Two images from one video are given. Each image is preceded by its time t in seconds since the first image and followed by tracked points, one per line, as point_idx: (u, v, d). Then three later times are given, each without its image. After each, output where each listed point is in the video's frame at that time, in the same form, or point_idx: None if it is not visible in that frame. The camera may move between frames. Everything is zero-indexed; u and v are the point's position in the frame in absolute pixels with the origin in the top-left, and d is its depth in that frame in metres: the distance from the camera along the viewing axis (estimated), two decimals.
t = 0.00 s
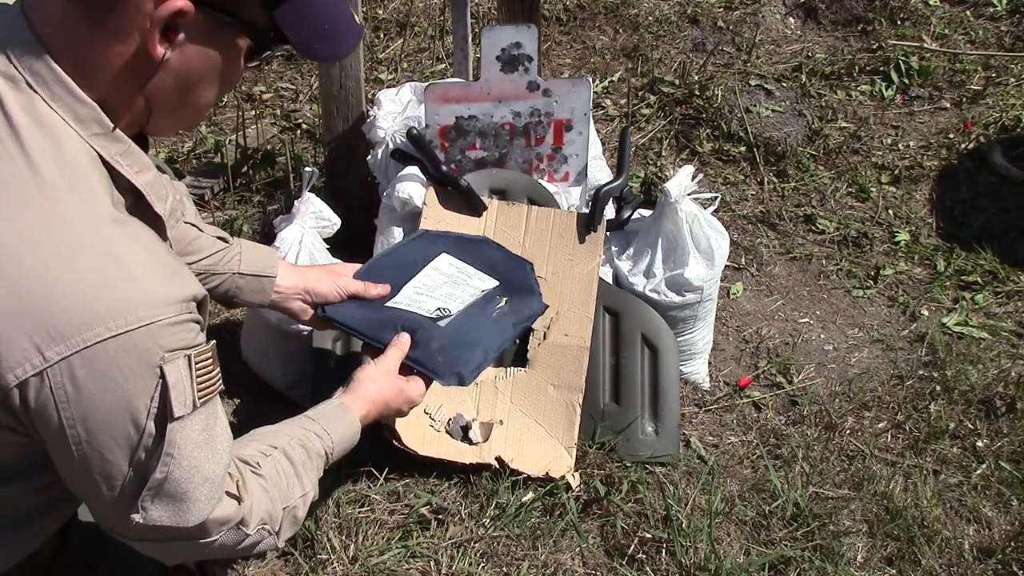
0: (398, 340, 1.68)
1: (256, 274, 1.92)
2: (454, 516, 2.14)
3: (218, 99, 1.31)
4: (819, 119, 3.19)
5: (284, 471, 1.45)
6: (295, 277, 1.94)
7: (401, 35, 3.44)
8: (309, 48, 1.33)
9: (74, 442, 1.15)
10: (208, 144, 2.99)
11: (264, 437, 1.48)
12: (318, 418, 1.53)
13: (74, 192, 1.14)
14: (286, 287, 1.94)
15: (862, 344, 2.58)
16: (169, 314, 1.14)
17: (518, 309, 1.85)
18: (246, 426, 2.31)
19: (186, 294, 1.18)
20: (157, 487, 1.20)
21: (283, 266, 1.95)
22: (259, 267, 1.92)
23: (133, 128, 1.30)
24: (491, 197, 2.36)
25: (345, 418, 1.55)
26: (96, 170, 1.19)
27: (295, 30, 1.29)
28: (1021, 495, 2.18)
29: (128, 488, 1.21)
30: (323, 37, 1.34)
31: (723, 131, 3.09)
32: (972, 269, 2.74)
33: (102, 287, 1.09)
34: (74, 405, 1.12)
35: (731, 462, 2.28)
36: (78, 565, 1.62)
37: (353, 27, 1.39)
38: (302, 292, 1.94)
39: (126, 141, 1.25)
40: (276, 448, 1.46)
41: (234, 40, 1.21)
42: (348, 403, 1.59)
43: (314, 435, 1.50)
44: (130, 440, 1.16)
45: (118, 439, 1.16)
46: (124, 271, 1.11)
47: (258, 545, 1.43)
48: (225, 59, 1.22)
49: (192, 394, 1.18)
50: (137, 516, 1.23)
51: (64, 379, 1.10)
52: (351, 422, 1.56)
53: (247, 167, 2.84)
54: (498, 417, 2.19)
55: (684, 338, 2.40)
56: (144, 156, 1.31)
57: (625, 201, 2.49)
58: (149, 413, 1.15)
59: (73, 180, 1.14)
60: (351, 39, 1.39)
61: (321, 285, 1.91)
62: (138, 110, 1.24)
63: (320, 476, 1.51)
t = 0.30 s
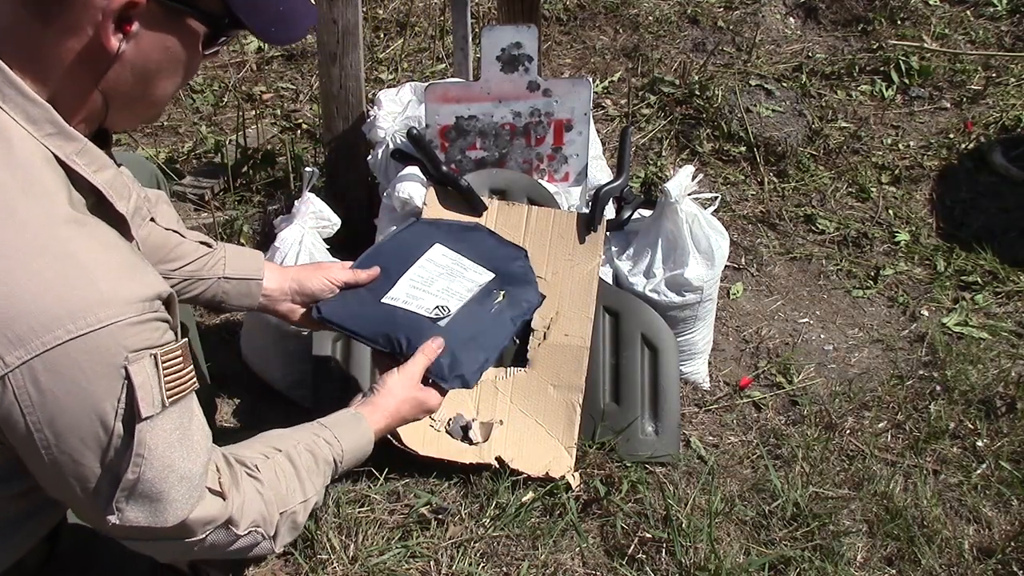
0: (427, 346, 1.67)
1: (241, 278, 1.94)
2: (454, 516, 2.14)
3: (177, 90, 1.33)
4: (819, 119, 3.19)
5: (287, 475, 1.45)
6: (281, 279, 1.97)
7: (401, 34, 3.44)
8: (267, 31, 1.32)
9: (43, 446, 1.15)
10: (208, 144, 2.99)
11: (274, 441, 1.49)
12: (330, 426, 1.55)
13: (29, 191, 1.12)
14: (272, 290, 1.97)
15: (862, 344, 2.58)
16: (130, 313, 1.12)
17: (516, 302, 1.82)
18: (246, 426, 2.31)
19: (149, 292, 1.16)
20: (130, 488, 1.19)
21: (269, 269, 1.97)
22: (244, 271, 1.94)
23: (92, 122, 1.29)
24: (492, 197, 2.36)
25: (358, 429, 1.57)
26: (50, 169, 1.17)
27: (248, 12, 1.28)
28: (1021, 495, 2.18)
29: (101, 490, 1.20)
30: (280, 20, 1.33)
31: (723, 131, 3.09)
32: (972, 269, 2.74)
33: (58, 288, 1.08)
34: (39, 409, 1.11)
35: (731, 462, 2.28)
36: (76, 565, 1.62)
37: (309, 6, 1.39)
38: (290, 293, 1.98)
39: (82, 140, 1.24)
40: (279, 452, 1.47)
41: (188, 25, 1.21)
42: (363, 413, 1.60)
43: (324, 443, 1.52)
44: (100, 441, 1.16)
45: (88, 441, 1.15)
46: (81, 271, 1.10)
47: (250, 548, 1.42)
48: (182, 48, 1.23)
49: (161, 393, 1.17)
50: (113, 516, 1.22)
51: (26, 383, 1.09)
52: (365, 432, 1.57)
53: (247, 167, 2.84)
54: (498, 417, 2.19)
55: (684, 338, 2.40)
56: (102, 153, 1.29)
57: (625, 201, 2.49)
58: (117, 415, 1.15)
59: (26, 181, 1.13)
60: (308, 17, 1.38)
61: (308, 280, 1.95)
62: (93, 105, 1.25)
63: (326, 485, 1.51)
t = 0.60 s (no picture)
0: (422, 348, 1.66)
1: (231, 270, 1.94)
2: (454, 516, 2.14)
3: (174, 92, 1.32)
4: (819, 119, 3.19)
5: (285, 480, 1.45)
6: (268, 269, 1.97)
7: (401, 34, 3.44)
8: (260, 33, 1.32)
9: (40, 447, 1.14)
10: (208, 143, 2.99)
11: (275, 447, 1.49)
12: (330, 430, 1.54)
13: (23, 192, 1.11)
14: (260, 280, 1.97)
15: (862, 344, 2.58)
16: (127, 313, 1.12)
17: (510, 286, 1.80)
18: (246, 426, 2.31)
19: (147, 293, 1.16)
20: (128, 490, 1.18)
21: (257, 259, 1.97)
22: (234, 263, 1.95)
23: (87, 123, 1.29)
24: (492, 198, 2.36)
25: (358, 434, 1.56)
26: (46, 173, 1.16)
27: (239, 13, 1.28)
28: (1021, 495, 2.18)
29: (99, 492, 1.20)
30: (276, 22, 1.33)
31: (723, 131, 3.09)
32: (972, 269, 2.74)
33: (54, 290, 1.08)
34: (35, 410, 1.10)
35: (731, 462, 2.28)
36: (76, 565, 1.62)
37: (307, 9, 1.38)
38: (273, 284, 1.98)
39: (77, 142, 1.23)
40: (277, 458, 1.47)
41: (174, 25, 1.20)
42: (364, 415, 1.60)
43: (324, 447, 1.51)
44: (97, 443, 1.15)
45: (85, 444, 1.15)
46: (77, 273, 1.09)
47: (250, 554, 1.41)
48: (172, 49, 1.21)
49: (157, 394, 1.16)
50: (110, 520, 1.21)
51: (23, 384, 1.08)
52: (365, 434, 1.57)
53: (247, 167, 2.85)
54: (498, 417, 2.19)
55: (684, 338, 2.40)
56: (97, 154, 1.29)
57: (625, 201, 2.48)
58: (114, 417, 1.14)
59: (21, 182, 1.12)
60: (305, 20, 1.37)
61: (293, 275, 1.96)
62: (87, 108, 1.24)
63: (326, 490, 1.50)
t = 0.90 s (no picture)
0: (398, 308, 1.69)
1: (240, 258, 1.93)
2: (454, 516, 2.14)
3: (194, 101, 1.31)
4: (819, 119, 3.19)
5: (278, 457, 1.41)
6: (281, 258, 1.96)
7: (401, 34, 3.43)
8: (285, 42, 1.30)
9: (61, 445, 1.15)
10: (208, 143, 2.99)
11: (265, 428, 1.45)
12: (312, 404, 1.48)
13: (45, 194, 1.14)
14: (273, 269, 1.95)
15: (862, 344, 2.58)
16: (146, 313, 1.13)
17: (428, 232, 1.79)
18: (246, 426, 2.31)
19: (166, 296, 1.18)
20: (148, 489, 1.19)
21: (270, 248, 1.96)
22: (241, 251, 1.93)
23: (110, 131, 1.30)
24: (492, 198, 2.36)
25: (341, 402, 1.50)
26: (67, 174, 1.19)
27: (266, 24, 1.26)
28: (1021, 495, 2.18)
29: (119, 491, 1.20)
30: (300, 31, 1.31)
31: (723, 131, 3.09)
32: (972, 269, 2.74)
33: (74, 288, 1.09)
34: (57, 408, 1.11)
35: (732, 462, 2.28)
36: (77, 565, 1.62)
37: (334, 19, 1.36)
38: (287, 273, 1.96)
39: (99, 144, 1.25)
40: (267, 436, 1.43)
41: (201, 36, 1.19)
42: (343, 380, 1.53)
43: (310, 420, 1.46)
44: (116, 443, 1.16)
45: (105, 443, 1.15)
46: (96, 272, 1.11)
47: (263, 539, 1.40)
48: (196, 57, 1.21)
49: (176, 395, 1.17)
50: (129, 519, 1.22)
51: (43, 382, 1.10)
52: (349, 402, 1.51)
53: (247, 167, 2.85)
54: (498, 417, 2.18)
55: (684, 338, 2.40)
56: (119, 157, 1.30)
57: (625, 201, 2.48)
58: (133, 417, 1.14)
59: (44, 183, 1.15)
60: (331, 31, 1.36)
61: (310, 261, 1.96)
62: (111, 116, 1.25)
63: (325, 461, 1.46)
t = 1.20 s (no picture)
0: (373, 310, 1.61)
1: (247, 263, 1.93)
2: (454, 516, 2.14)
3: (224, 103, 1.29)
4: (820, 119, 3.19)
5: (281, 463, 1.40)
6: (285, 264, 1.97)
7: (401, 34, 3.44)
8: (319, 47, 1.32)
9: (90, 445, 1.14)
10: (208, 143, 2.98)
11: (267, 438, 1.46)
12: (306, 412, 1.46)
13: (74, 196, 1.14)
14: (280, 273, 1.97)
15: (862, 344, 2.58)
16: (174, 313, 1.14)
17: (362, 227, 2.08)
18: (246, 426, 2.31)
19: (193, 297, 1.18)
20: (178, 492, 1.19)
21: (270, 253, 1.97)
22: (247, 257, 1.93)
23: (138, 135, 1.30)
24: (491, 197, 2.36)
25: (334, 403, 1.46)
26: (95, 176, 1.18)
27: (304, 33, 1.28)
28: (1021, 495, 2.18)
29: (147, 494, 1.20)
30: (331, 34, 1.33)
31: (723, 131, 3.09)
32: (972, 269, 2.74)
33: (105, 290, 1.10)
34: (87, 408, 1.11)
35: (732, 462, 2.28)
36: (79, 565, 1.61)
37: (356, 17, 1.38)
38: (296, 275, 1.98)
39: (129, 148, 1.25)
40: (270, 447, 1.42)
41: (245, 48, 1.21)
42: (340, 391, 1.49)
43: (307, 426, 1.44)
44: (145, 444, 1.16)
45: (134, 444, 1.15)
46: (126, 273, 1.11)
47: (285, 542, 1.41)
48: (236, 68, 1.22)
49: (205, 395, 1.18)
50: (158, 523, 1.21)
51: (73, 381, 1.10)
52: (343, 404, 1.46)
53: (247, 167, 2.85)
54: (498, 417, 2.18)
55: (684, 338, 2.40)
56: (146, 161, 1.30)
57: (625, 201, 2.48)
58: (163, 416, 1.15)
59: (73, 184, 1.14)
60: (357, 31, 1.38)
61: (316, 259, 1.96)
62: (143, 121, 1.25)
63: (329, 463, 1.44)
